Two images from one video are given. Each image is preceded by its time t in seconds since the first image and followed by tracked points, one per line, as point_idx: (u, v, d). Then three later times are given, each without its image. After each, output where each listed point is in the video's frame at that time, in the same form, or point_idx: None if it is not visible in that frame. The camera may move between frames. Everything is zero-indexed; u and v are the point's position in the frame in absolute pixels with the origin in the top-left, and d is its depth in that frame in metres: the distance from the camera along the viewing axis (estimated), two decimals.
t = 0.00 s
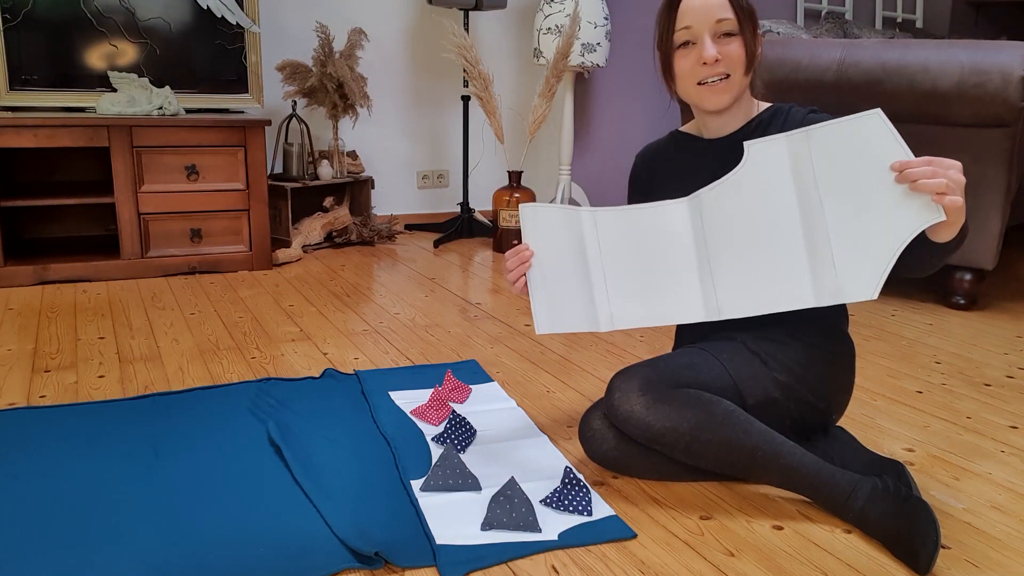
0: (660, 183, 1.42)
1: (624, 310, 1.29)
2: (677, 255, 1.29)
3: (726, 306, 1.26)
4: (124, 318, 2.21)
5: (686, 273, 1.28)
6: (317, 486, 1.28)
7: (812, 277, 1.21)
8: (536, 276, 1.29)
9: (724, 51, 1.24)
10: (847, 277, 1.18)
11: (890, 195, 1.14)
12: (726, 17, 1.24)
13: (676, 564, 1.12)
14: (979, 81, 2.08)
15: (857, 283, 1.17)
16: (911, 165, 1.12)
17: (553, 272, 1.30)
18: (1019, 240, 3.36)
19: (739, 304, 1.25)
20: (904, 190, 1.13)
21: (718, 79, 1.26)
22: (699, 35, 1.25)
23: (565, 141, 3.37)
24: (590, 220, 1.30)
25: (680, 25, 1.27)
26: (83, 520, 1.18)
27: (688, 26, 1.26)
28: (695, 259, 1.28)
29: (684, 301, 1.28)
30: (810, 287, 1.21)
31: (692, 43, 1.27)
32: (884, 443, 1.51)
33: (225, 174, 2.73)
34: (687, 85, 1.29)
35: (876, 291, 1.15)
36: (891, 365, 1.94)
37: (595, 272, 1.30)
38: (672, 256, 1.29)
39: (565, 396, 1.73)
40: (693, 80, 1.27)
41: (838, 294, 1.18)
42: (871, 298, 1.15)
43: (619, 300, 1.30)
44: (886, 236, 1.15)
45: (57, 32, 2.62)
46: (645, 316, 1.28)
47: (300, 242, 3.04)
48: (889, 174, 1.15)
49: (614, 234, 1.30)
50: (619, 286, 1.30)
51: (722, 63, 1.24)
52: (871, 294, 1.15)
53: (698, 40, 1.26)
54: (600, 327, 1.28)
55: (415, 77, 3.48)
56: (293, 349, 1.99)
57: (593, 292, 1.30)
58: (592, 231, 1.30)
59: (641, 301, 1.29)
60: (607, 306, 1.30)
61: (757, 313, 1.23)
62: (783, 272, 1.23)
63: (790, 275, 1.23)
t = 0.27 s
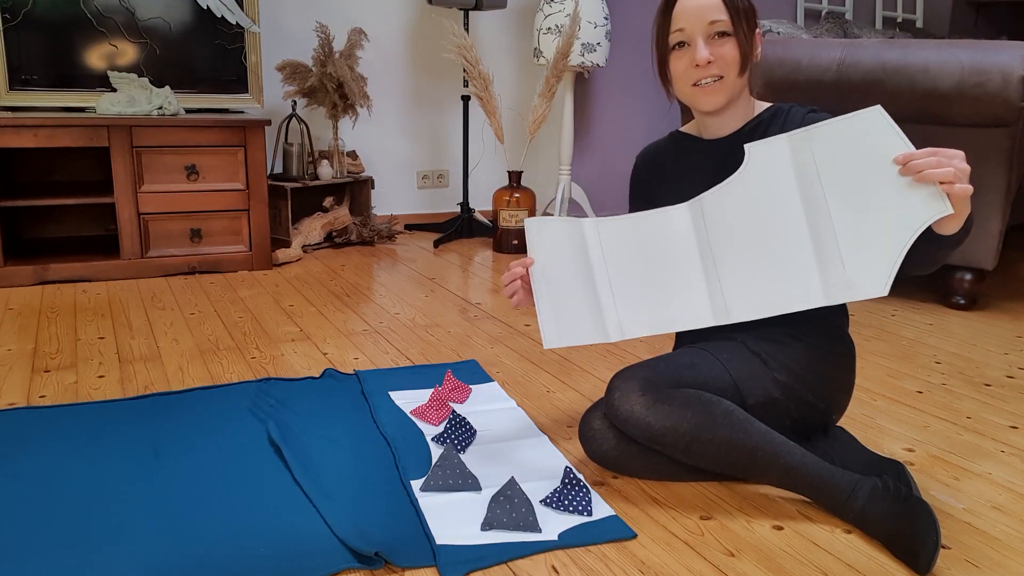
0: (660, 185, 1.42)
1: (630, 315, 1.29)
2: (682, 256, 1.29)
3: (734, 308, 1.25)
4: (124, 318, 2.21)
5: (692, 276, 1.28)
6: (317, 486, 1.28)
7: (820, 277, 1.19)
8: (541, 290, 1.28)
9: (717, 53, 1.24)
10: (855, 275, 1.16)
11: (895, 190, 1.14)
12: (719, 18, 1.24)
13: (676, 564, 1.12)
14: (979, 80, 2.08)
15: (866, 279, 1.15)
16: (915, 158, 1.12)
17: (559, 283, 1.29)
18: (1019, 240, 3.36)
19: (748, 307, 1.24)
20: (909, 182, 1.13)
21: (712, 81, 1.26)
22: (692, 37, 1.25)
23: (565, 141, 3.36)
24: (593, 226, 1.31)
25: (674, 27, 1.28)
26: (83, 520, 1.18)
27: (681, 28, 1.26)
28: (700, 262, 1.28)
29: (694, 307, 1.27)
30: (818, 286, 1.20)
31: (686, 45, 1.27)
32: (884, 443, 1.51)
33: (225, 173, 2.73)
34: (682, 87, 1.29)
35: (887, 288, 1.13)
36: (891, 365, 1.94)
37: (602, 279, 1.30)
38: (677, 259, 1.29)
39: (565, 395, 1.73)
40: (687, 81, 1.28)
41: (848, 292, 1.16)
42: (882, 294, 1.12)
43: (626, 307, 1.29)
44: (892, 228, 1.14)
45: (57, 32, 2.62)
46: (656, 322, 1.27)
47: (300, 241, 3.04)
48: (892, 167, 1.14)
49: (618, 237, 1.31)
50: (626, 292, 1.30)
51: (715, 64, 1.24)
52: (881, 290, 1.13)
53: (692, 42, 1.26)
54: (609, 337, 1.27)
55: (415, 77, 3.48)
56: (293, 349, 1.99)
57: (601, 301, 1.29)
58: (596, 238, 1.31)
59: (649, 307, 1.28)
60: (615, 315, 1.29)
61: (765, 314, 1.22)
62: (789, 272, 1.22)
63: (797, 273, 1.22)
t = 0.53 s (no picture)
0: (660, 187, 1.42)
1: (625, 323, 1.28)
2: (679, 262, 1.29)
3: (727, 322, 1.25)
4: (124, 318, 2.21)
5: (687, 283, 1.28)
6: (317, 486, 1.28)
7: (813, 298, 1.21)
8: (533, 298, 1.27)
9: (712, 57, 1.24)
10: (848, 296, 1.17)
11: (898, 217, 1.14)
12: (714, 22, 1.23)
13: (676, 564, 1.12)
14: (979, 81, 2.09)
15: (859, 305, 1.16)
16: (918, 186, 1.13)
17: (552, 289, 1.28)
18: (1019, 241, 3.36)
19: (741, 323, 1.24)
20: (914, 210, 1.13)
21: (709, 85, 1.26)
22: (688, 41, 1.26)
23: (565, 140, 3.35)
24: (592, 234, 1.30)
25: (670, 31, 1.28)
26: (83, 520, 1.18)
27: (677, 32, 1.26)
28: (695, 267, 1.28)
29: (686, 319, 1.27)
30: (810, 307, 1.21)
31: (681, 49, 1.27)
32: (884, 443, 1.51)
33: (225, 173, 2.73)
34: (680, 91, 1.30)
35: (876, 316, 1.15)
36: (891, 365, 1.94)
37: (597, 285, 1.29)
38: (674, 265, 1.29)
39: (566, 396, 1.73)
40: (684, 85, 1.28)
41: (838, 315, 1.18)
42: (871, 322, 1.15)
43: (619, 315, 1.29)
44: (889, 252, 1.15)
45: (57, 32, 2.62)
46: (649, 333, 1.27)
47: (300, 241, 3.04)
48: (897, 198, 1.14)
49: (617, 241, 1.30)
50: (623, 297, 1.29)
51: (710, 68, 1.25)
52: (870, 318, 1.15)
53: (687, 46, 1.26)
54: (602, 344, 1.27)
55: (416, 77, 3.48)
56: (293, 350, 1.99)
57: (595, 306, 1.29)
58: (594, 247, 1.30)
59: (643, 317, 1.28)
60: (608, 323, 1.28)
61: (758, 330, 1.23)
62: (784, 292, 1.23)
63: (790, 289, 1.23)
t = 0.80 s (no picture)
0: (661, 188, 1.42)
1: (622, 327, 1.28)
2: (677, 264, 1.29)
3: (723, 329, 1.24)
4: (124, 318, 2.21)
5: (686, 287, 1.28)
6: (317, 486, 1.28)
7: (811, 304, 1.21)
8: (530, 301, 1.27)
9: (697, 61, 1.25)
10: (847, 303, 1.18)
11: (899, 225, 1.15)
12: (701, 26, 1.24)
13: (676, 564, 1.12)
14: (979, 80, 2.08)
15: (857, 312, 1.17)
16: (921, 195, 1.14)
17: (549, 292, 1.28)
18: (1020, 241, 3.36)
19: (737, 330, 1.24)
20: (917, 221, 1.14)
21: (696, 88, 1.27)
22: (677, 43, 1.26)
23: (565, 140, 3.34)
24: (591, 237, 1.30)
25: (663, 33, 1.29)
26: (83, 520, 1.18)
27: (667, 34, 1.27)
28: (693, 269, 1.28)
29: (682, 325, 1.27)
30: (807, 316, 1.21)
31: (672, 50, 1.28)
32: (884, 443, 1.51)
33: (225, 174, 2.73)
34: (670, 92, 1.31)
35: (876, 324, 1.15)
36: (891, 365, 1.94)
37: (594, 288, 1.29)
38: (673, 267, 1.29)
39: (566, 396, 1.73)
40: (673, 87, 1.29)
41: (836, 323, 1.18)
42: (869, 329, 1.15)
43: (615, 319, 1.28)
44: (889, 260, 1.16)
45: (57, 32, 2.62)
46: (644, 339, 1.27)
47: (300, 241, 3.04)
48: (898, 206, 1.16)
49: (616, 245, 1.30)
50: (621, 301, 1.29)
51: (696, 72, 1.25)
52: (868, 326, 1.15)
53: (676, 49, 1.27)
54: (598, 348, 1.27)
55: (416, 77, 3.48)
56: (293, 350, 1.99)
57: (592, 310, 1.28)
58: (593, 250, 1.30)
59: (639, 322, 1.28)
60: (604, 328, 1.28)
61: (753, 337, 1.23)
62: (783, 296, 1.23)
63: (789, 295, 1.22)
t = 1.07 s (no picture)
0: (660, 188, 1.42)
1: (621, 327, 1.28)
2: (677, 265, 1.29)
3: (721, 329, 1.24)
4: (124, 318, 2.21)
5: (685, 288, 1.28)
6: (317, 486, 1.28)
7: (808, 306, 1.21)
8: (531, 299, 1.27)
9: (698, 64, 1.25)
10: (845, 305, 1.18)
11: (896, 228, 1.15)
12: (706, 30, 1.24)
13: (676, 564, 1.12)
14: (979, 80, 2.08)
15: (854, 314, 1.17)
16: (919, 199, 1.13)
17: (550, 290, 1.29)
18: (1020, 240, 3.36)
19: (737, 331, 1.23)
20: (914, 224, 1.14)
21: (695, 90, 1.27)
22: (681, 43, 1.26)
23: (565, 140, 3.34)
24: (591, 237, 1.30)
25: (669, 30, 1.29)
26: (83, 520, 1.18)
27: (673, 33, 1.27)
28: (692, 271, 1.28)
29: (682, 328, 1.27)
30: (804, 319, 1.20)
31: (675, 49, 1.28)
32: (884, 443, 1.51)
33: (225, 173, 2.73)
34: (671, 90, 1.31)
35: (872, 326, 1.15)
36: (891, 365, 1.94)
37: (593, 288, 1.29)
38: (672, 268, 1.29)
39: (566, 396, 1.73)
40: (673, 85, 1.30)
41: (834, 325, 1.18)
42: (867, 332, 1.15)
43: (615, 318, 1.28)
44: (887, 262, 1.15)
45: (57, 32, 2.62)
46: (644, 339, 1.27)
47: (300, 241, 3.04)
48: (895, 209, 1.15)
49: (616, 245, 1.30)
50: (621, 301, 1.29)
51: (695, 75, 1.26)
52: (866, 329, 1.15)
53: (679, 48, 1.27)
54: (596, 348, 1.27)
55: (416, 77, 3.48)
56: (293, 350, 1.99)
57: (592, 310, 1.28)
58: (593, 250, 1.30)
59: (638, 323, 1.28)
60: (604, 326, 1.28)
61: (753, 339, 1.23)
62: (781, 298, 1.23)
63: (787, 296, 1.22)
